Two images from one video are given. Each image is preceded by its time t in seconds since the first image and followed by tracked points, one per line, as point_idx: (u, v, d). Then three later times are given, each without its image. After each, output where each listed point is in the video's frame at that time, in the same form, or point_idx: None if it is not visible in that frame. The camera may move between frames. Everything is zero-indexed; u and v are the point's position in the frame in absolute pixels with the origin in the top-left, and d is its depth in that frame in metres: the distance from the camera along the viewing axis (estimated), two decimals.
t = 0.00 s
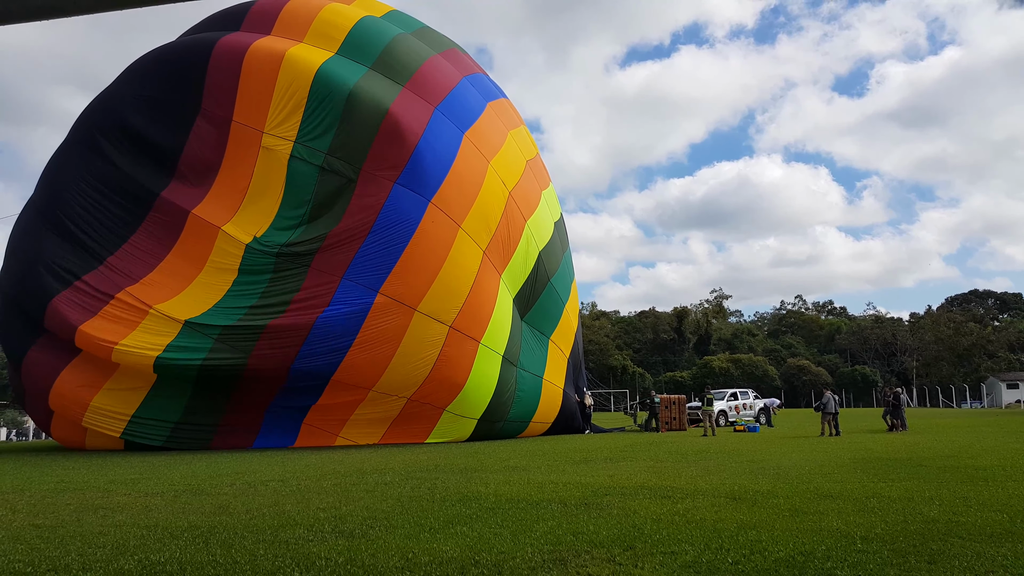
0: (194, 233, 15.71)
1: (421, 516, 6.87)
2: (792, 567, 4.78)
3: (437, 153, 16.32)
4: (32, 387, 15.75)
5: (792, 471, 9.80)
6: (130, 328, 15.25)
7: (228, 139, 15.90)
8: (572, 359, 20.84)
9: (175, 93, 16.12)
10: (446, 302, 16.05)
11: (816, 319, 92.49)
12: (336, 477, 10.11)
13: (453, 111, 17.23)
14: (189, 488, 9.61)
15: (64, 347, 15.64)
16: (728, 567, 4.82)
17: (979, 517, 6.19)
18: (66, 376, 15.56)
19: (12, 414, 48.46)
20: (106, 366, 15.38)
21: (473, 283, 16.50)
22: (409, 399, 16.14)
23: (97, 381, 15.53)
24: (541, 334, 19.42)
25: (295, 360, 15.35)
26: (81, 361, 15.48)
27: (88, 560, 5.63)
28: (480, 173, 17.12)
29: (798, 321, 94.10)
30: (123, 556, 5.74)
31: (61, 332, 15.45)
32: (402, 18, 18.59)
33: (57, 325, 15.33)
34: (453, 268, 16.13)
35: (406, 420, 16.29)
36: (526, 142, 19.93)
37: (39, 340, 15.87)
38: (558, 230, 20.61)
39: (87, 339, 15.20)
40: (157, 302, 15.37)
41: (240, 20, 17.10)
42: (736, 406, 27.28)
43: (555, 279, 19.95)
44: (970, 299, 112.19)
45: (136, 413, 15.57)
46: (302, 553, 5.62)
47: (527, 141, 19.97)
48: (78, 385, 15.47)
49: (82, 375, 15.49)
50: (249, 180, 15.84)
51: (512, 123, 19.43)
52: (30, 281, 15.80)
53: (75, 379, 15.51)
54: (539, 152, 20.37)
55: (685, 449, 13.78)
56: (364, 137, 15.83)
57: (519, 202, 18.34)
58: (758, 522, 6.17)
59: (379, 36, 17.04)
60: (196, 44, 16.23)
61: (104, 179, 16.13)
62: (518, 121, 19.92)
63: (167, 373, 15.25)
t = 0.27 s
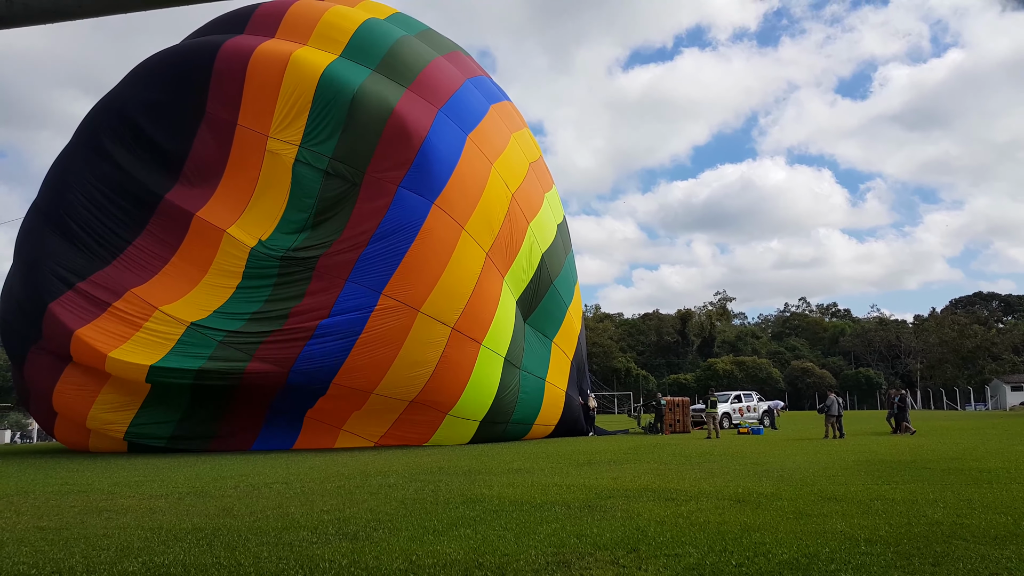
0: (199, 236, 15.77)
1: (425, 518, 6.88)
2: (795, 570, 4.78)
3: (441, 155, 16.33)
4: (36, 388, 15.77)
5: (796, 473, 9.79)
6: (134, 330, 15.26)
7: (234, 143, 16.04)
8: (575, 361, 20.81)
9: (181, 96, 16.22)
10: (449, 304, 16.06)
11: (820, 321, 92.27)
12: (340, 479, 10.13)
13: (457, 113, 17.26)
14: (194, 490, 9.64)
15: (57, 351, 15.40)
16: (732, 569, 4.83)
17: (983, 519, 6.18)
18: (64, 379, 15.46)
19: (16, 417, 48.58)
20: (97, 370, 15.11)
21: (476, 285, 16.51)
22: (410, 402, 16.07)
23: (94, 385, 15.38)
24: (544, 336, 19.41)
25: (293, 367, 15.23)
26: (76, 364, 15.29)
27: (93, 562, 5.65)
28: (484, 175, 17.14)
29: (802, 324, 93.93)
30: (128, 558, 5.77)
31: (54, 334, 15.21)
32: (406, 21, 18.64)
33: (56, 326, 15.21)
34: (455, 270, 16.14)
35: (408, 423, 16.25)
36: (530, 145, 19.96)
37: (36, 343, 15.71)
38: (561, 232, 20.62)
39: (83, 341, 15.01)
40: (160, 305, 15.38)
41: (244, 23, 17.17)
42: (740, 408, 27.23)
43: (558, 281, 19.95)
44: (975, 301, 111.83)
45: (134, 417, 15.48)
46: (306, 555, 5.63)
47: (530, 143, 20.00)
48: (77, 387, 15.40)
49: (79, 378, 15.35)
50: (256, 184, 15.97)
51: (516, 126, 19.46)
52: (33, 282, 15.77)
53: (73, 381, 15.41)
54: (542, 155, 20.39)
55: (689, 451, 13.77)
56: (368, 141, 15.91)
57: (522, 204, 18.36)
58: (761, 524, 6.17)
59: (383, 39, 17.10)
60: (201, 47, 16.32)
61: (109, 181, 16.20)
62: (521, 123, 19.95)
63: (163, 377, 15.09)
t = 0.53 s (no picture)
0: (201, 237, 15.81)
1: (426, 519, 6.89)
2: (797, 570, 4.78)
3: (442, 155, 16.33)
4: (36, 388, 15.72)
5: (797, 474, 9.79)
6: (135, 329, 15.25)
7: (235, 145, 16.14)
8: (576, 362, 20.79)
9: (184, 96, 16.28)
10: (449, 304, 16.06)
11: (821, 322, 92.19)
12: (342, 480, 10.13)
13: (458, 113, 17.26)
14: (196, 490, 9.64)
15: (53, 349, 15.26)
16: (733, 570, 4.83)
17: (985, 520, 6.17)
18: (60, 378, 15.34)
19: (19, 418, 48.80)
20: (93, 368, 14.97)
21: (477, 285, 16.51)
22: (410, 404, 16.01)
23: (88, 385, 15.22)
24: (544, 337, 19.40)
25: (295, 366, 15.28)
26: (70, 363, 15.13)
27: (95, 563, 5.66)
28: (485, 176, 17.14)
29: (803, 324, 93.89)
30: (130, 559, 5.77)
31: (53, 333, 15.15)
32: (407, 21, 18.66)
33: (54, 324, 15.12)
34: (456, 270, 16.15)
35: (407, 424, 16.20)
36: (531, 145, 19.97)
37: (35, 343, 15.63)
38: (561, 233, 20.61)
39: (82, 339, 14.96)
40: (161, 305, 15.39)
41: (246, 24, 17.20)
42: (742, 409, 27.22)
43: (559, 282, 19.95)
44: (976, 302, 111.72)
45: (131, 417, 15.37)
46: (308, 556, 5.64)
47: (531, 144, 20.00)
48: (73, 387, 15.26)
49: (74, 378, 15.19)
50: (259, 185, 16.05)
51: (517, 126, 19.47)
52: (33, 280, 15.74)
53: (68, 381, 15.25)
54: (543, 155, 20.40)
55: (690, 451, 13.77)
56: (369, 144, 15.99)
57: (523, 205, 18.36)
58: (763, 525, 6.17)
59: (385, 39, 17.11)
60: (203, 49, 16.38)
61: (112, 181, 16.23)
62: (523, 124, 19.96)
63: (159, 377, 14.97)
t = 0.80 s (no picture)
0: (203, 237, 15.83)
1: (427, 519, 6.88)
2: (799, 571, 4.77)
3: (443, 155, 16.32)
4: (35, 388, 15.67)
5: (798, 473, 9.77)
6: (135, 328, 15.22)
7: (237, 145, 16.18)
8: (576, 362, 20.77)
9: (186, 97, 16.32)
10: (449, 304, 16.06)
11: (822, 322, 92.15)
12: (342, 480, 10.13)
13: (459, 113, 17.26)
14: (196, 490, 9.63)
15: (53, 348, 15.24)
16: (734, 570, 4.83)
17: (985, 520, 6.16)
18: (59, 377, 15.29)
19: (19, 417, 48.84)
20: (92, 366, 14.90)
21: (477, 284, 16.51)
22: (410, 404, 16.01)
23: (85, 385, 15.12)
24: (544, 336, 19.39)
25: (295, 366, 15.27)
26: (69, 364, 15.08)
27: (95, 562, 5.66)
28: (485, 175, 17.13)
29: (803, 324, 93.89)
30: (130, 559, 5.77)
31: (53, 332, 15.12)
32: (408, 21, 18.65)
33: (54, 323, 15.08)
34: (456, 269, 16.14)
35: (406, 424, 16.17)
36: (531, 145, 19.96)
37: (35, 342, 15.62)
38: (562, 233, 20.60)
39: (82, 336, 14.92)
40: (162, 304, 15.38)
41: (247, 23, 17.20)
42: (743, 409, 27.21)
43: (559, 282, 19.94)
44: (977, 302, 111.68)
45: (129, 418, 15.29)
46: (308, 556, 5.64)
47: (531, 143, 20.00)
48: (71, 386, 15.18)
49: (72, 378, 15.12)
50: (261, 186, 16.09)
51: (518, 126, 19.47)
52: (33, 280, 15.69)
53: (66, 381, 15.19)
54: (543, 155, 20.39)
55: (691, 451, 13.76)
56: (371, 144, 16.02)
57: (524, 204, 18.36)
58: (764, 525, 6.16)
59: (386, 39, 17.11)
60: (205, 50, 16.40)
61: (113, 181, 16.24)
62: (523, 124, 19.95)
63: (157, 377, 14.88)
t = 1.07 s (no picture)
0: (205, 238, 15.84)
1: (428, 520, 6.88)
2: (801, 572, 4.76)
3: (445, 155, 16.31)
4: (36, 388, 15.64)
5: (799, 474, 9.76)
6: (137, 328, 15.20)
7: (240, 147, 16.23)
8: (577, 362, 20.77)
9: (188, 99, 16.36)
10: (450, 303, 16.06)
11: (823, 322, 92.07)
12: (343, 481, 10.14)
13: (460, 114, 17.26)
14: (198, 492, 9.62)
15: (55, 348, 15.22)
16: (735, 571, 4.82)
17: (988, 521, 6.15)
18: (60, 377, 15.24)
19: (21, 418, 48.92)
20: (92, 366, 14.81)
21: (478, 284, 16.51)
22: (411, 405, 16.01)
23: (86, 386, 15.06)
24: (545, 337, 19.39)
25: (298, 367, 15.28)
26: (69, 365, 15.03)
27: (96, 563, 5.66)
28: (486, 176, 17.13)
29: (804, 325, 93.87)
30: (131, 560, 5.76)
31: (54, 332, 15.07)
32: (409, 22, 18.66)
33: (54, 323, 15.02)
34: (458, 269, 16.15)
35: (407, 425, 16.16)
36: (532, 146, 19.96)
37: (37, 343, 15.62)
38: (562, 233, 20.60)
39: (82, 334, 14.84)
40: (164, 305, 15.36)
41: (249, 25, 17.21)
42: (744, 409, 27.17)
43: (560, 282, 19.94)
44: (978, 302, 111.52)
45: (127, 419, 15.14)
46: (309, 557, 5.64)
47: (532, 144, 19.99)
48: (72, 387, 15.12)
49: (72, 379, 15.07)
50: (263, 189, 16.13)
51: (518, 127, 19.47)
52: (35, 280, 15.68)
53: (67, 381, 15.14)
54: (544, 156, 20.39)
55: (692, 452, 13.73)
56: (373, 146, 16.05)
57: (525, 205, 18.36)
58: (766, 526, 6.16)
59: (387, 40, 17.11)
60: (207, 51, 16.41)
61: (115, 182, 16.25)
62: (524, 125, 19.95)
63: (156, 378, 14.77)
